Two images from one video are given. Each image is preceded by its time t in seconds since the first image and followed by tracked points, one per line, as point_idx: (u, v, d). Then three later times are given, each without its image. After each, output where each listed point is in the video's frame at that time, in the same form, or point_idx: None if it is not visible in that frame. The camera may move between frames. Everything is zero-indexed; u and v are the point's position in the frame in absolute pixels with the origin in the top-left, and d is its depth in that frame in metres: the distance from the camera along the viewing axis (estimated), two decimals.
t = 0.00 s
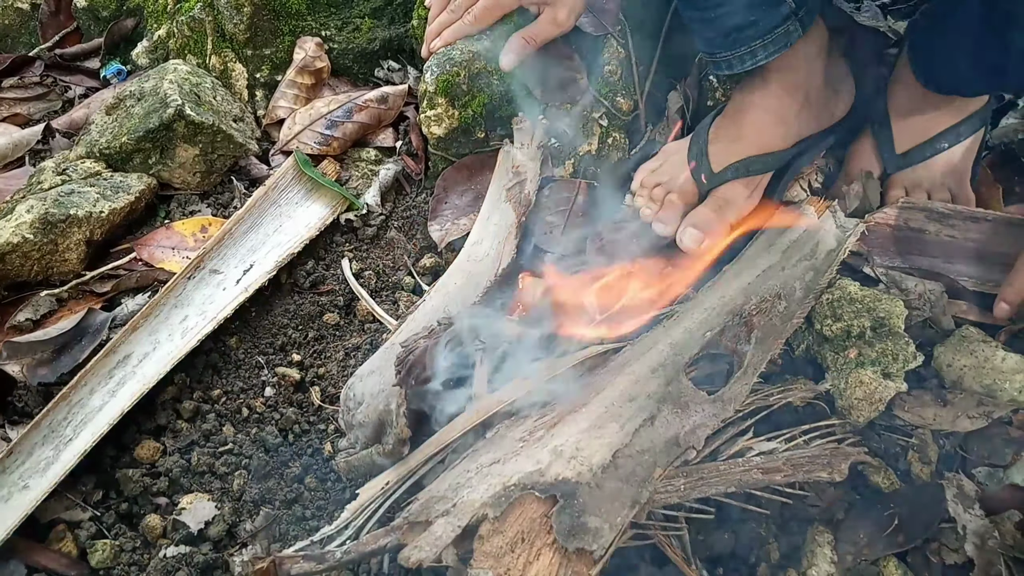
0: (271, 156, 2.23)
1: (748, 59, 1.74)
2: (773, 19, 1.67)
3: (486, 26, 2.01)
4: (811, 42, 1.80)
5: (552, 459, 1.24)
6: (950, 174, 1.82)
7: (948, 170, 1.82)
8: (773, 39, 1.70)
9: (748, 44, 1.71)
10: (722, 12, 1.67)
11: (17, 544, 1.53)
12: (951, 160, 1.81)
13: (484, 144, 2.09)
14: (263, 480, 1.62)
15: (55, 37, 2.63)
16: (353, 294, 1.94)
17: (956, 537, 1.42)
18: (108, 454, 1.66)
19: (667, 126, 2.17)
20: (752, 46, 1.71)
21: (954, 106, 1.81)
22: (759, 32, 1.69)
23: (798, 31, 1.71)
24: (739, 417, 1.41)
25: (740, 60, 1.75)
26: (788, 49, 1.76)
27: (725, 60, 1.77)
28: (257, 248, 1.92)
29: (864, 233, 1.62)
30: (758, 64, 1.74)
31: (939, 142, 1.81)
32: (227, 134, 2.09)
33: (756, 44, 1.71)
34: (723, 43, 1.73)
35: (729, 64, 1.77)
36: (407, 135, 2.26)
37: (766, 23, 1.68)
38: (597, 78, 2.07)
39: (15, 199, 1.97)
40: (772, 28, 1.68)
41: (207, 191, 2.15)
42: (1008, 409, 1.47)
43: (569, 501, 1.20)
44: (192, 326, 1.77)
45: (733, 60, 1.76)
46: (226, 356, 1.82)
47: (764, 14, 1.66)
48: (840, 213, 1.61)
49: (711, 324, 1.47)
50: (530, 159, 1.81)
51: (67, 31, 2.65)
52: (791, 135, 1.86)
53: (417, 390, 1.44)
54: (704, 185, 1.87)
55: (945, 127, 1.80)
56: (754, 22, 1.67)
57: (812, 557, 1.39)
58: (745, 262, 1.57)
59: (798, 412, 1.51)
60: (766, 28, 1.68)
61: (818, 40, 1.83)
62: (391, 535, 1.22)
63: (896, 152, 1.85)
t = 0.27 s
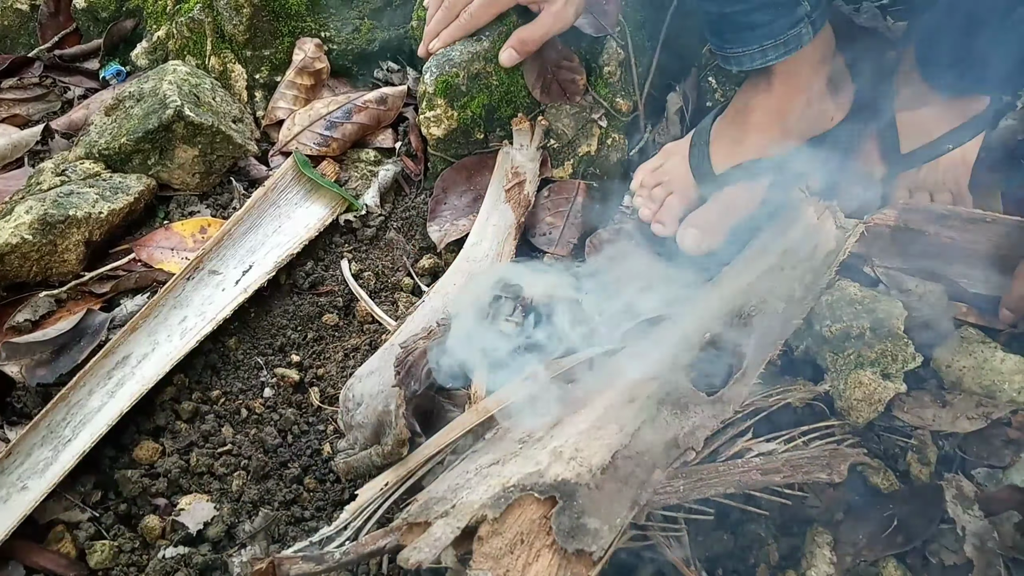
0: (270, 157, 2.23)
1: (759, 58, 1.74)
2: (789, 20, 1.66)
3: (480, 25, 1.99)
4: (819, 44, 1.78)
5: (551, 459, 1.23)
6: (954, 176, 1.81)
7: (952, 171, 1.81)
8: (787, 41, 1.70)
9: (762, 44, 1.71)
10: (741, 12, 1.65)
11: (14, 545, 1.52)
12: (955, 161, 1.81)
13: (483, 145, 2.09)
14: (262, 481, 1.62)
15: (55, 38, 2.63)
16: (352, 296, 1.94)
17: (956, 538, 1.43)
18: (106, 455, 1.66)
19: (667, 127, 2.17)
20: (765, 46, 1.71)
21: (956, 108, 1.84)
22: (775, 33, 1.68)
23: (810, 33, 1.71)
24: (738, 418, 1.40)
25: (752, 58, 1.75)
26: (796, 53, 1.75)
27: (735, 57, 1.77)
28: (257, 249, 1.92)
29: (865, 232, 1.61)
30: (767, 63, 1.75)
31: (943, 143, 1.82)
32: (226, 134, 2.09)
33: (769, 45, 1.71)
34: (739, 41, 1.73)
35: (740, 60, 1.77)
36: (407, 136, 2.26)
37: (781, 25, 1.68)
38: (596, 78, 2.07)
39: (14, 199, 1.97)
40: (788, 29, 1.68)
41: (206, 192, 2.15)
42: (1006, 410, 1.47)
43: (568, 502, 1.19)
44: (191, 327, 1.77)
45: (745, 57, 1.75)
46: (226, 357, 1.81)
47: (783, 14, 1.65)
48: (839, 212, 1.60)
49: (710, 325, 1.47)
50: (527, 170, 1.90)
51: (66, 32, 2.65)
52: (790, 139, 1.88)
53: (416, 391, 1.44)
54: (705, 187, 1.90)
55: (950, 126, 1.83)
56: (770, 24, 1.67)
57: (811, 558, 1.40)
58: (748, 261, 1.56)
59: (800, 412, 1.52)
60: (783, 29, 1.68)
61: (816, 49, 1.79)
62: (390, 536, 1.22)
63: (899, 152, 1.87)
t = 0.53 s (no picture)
0: (272, 156, 2.23)
1: (722, 17, 1.68)
2: None
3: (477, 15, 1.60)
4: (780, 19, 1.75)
5: (555, 468, 1.27)
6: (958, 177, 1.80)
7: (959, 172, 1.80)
8: (761, 5, 1.64)
9: (735, 3, 1.64)
10: None
11: (18, 545, 1.53)
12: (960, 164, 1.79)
13: (485, 145, 2.09)
14: (265, 481, 1.63)
15: (57, 38, 2.63)
16: (354, 296, 1.94)
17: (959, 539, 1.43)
18: (110, 455, 1.66)
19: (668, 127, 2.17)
20: (739, 7, 1.65)
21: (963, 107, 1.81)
22: None
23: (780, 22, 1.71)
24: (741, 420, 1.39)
25: (723, 16, 1.67)
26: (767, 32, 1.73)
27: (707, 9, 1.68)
28: (259, 249, 1.92)
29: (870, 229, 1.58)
30: (733, 25, 1.69)
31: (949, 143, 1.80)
32: (229, 134, 2.09)
33: (745, 10, 1.65)
34: None
35: (711, 14, 1.68)
36: (408, 136, 2.25)
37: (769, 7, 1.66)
38: (598, 78, 2.08)
39: (17, 200, 1.98)
40: None
41: (209, 192, 2.15)
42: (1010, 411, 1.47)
43: (571, 517, 1.26)
44: (194, 327, 1.77)
45: (715, 14, 1.68)
46: (229, 357, 1.82)
47: None
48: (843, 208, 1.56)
49: (712, 331, 1.50)
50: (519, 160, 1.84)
51: (68, 32, 2.65)
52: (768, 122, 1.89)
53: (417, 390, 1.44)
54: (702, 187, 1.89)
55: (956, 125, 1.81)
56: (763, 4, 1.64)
57: (813, 558, 1.41)
58: (748, 262, 1.57)
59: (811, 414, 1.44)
60: None
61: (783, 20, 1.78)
62: (392, 537, 1.25)
63: (904, 153, 1.86)
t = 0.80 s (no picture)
0: (273, 157, 2.23)
1: (769, 46, 1.70)
2: (804, 9, 1.65)
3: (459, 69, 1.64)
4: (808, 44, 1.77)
5: (556, 469, 1.25)
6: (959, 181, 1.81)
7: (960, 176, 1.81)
8: (795, 32, 1.68)
9: (772, 32, 1.68)
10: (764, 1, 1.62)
11: (19, 546, 1.53)
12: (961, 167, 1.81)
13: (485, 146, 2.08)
14: (266, 482, 1.63)
15: (58, 40, 2.63)
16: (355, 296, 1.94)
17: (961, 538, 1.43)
18: (110, 457, 1.66)
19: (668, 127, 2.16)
20: (775, 34, 1.68)
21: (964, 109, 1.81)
22: (787, 22, 1.66)
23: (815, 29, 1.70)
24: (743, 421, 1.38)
25: (760, 45, 1.71)
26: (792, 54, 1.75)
27: (745, 42, 1.72)
28: (259, 250, 1.92)
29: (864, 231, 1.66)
30: (773, 54, 1.72)
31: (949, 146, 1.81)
32: (230, 135, 2.09)
33: (780, 34, 1.68)
34: (749, 25, 1.68)
35: (749, 46, 1.72)
36: (409, 136, 2.25)
37: (796, 17, 1.66)
38: (598, 79, 2.11)
39: (17, 201, 1.98)
40: (800, 18, 1.66)
41: (209, 193, 2.15)
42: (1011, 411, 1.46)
43: (573, 514, 1.22)
44: (194, 328, 1.77)
45: (752, 44, 1.71)
46: (229, 358, 1.82)
47: (801, 5, 1.63)
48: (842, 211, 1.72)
49: (714, 332, 1.48)
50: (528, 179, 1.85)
51: (69, 34, 2.65)
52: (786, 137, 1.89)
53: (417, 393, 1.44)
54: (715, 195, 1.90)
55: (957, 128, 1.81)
56: (787, 15, 1.65)
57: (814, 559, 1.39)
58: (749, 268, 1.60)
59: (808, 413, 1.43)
60: (795, 20, 1.66)
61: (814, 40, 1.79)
62: (393, 539, 1.23)
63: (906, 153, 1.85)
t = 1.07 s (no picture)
0: (271, 157, 2.22)
1: (768, 49, 1.69)
2: (803, 13, 1.63)
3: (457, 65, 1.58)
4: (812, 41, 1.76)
5: (563, 477, 1.24)
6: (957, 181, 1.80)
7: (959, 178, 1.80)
8: (794, 35, 1.66)
9: (771, 36, 1.67)
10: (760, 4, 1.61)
11: (17, 546, 1.53)
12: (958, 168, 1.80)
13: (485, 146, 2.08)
14: (265, 482, 1.63)
15: (56, 39, 2.63)
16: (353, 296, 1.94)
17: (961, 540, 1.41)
18: (109, 457, 1.66)
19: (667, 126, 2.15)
20: (774, 38, 1.67)
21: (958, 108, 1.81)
22: (786, 25, 1.64)
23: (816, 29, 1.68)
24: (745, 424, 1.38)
25: (760, 49, 1.69)
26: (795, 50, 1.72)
27: (742, 45, 1.71)
28: (258, 251, 1.92)
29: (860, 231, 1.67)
30: (772, 57, 1.71)
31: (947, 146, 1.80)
32: (228, 135, 2.08)
33: (779, 38, 1.67)
34: (748, 30, 1.67)
35: (748, 49, 1.71)
36: (408, 136, 2.25)
37: (796, 18, 1.64)
38: (597, 79, 2.11)
39: (16, 200, 1.98)
40: (799, 22, 1.64)
41: (208, 193, 2.14)
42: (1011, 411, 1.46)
43: (580, 520, 1.19)
44: (193, 328, 1.77)
45: (752, 48, 1.70)
46: (228, 358, 1.82)
47: (799, 8, 1.61)
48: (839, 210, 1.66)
49: (717, 334, 1.47)
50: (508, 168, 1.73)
51: (67, 33, 2.65)
52: (785, 135, 1.88)
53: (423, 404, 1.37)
54: (716, 193, 1.87)
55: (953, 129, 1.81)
56: (786, 17, 1.63)
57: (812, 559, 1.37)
58: (748, 268, 1.58)
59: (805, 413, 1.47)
60: (794, 23, 1.64)
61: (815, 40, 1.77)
62: (397, 548, 1.24)
63: (905, 154, 1.84)
